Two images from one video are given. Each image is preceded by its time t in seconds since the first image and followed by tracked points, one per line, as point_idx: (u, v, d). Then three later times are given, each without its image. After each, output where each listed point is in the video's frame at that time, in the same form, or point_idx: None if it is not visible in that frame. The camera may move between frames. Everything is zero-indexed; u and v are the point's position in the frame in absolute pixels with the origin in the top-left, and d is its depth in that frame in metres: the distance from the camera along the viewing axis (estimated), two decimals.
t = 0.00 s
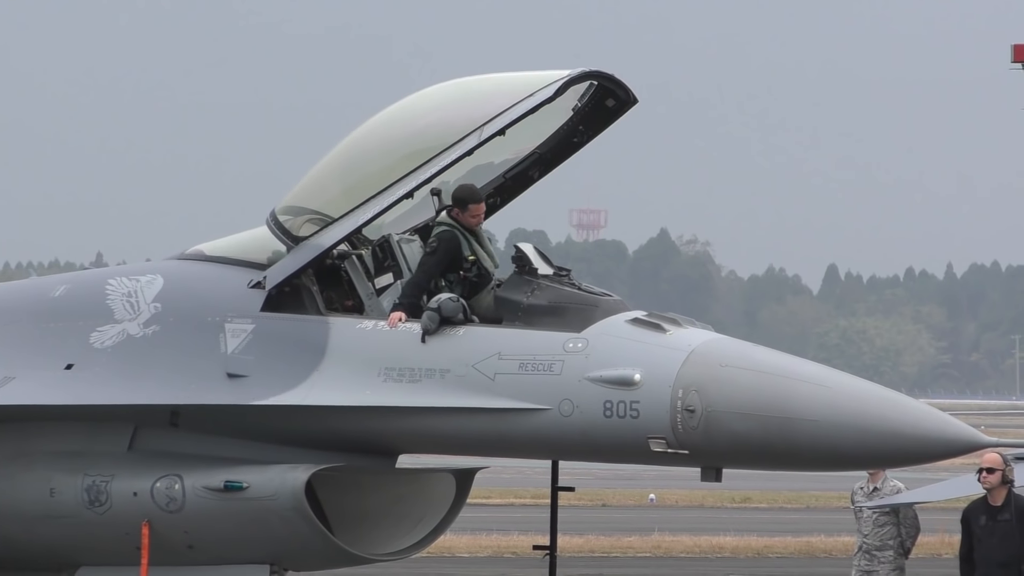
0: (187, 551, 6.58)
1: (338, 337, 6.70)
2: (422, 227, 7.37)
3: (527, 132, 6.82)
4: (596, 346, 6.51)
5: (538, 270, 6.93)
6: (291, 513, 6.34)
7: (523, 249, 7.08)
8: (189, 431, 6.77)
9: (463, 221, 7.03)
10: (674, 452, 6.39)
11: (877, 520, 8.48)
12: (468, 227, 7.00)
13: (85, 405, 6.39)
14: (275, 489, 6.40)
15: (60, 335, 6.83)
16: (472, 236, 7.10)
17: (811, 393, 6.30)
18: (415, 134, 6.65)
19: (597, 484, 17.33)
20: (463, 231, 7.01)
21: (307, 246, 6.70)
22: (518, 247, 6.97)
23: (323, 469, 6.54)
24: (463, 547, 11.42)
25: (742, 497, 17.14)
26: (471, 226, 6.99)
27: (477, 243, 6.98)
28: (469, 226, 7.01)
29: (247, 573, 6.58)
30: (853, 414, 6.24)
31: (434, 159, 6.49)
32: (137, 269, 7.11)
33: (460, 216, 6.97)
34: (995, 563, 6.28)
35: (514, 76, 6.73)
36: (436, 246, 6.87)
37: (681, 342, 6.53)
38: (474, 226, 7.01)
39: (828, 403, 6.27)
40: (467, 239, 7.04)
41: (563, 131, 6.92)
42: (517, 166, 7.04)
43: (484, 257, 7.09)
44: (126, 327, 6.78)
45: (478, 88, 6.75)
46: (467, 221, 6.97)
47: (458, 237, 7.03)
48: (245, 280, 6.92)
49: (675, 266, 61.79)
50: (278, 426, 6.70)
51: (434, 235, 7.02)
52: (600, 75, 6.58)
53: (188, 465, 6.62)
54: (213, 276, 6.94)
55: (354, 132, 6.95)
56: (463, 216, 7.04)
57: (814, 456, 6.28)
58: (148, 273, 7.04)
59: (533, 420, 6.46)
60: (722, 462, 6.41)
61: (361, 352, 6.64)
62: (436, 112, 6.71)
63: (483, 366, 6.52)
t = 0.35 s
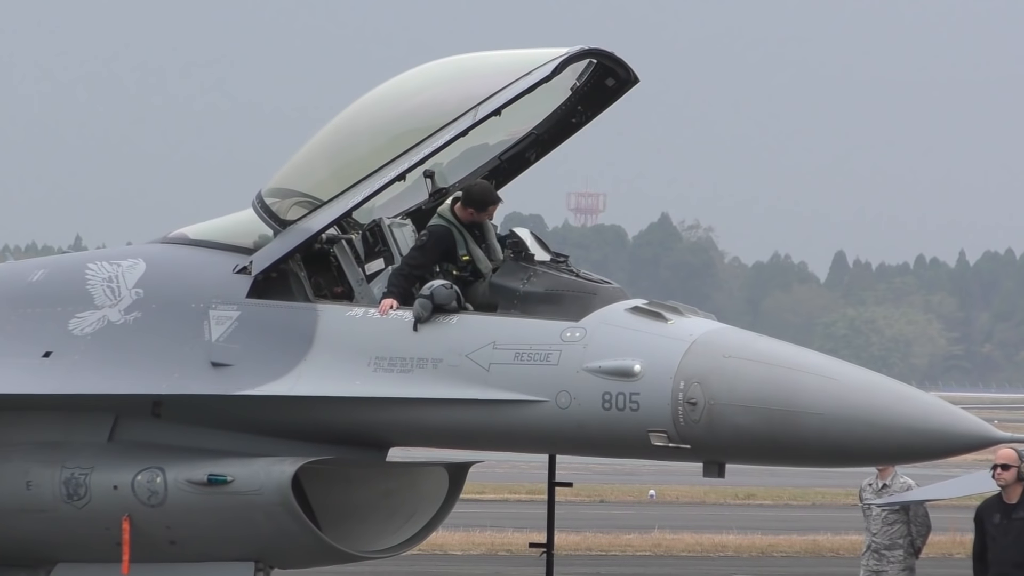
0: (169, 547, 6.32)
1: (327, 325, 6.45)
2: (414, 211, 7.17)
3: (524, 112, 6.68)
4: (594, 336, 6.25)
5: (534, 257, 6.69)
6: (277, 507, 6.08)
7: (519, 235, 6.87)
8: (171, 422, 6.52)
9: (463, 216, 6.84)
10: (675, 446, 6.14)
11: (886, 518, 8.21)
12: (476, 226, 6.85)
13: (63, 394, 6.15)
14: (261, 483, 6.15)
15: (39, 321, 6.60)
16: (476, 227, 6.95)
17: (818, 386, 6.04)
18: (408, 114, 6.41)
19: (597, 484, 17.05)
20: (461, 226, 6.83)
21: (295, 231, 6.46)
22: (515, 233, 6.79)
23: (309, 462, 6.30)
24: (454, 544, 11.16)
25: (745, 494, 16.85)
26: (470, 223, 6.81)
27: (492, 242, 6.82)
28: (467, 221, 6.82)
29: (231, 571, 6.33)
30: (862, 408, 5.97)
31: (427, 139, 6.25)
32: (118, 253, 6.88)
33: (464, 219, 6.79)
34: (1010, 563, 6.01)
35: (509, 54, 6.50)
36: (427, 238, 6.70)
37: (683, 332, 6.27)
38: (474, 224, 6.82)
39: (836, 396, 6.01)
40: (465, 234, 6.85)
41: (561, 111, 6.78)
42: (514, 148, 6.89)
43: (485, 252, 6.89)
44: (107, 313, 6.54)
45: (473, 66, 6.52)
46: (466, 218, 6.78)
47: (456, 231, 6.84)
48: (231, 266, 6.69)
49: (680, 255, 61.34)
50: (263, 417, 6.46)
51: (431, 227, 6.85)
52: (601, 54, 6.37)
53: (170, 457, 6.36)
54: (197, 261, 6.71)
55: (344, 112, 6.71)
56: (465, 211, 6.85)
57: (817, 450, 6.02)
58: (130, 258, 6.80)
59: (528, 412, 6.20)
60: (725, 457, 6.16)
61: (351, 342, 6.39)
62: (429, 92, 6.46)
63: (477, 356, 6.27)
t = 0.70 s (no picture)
0: (158, 545, 6.06)
1: (321, 315, 6.20)
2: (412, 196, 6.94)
3: (528, 93, 6.47)
4: (600, 326, 5.99)
5: (538, 244, 6.43)
6: (271, 504, 5.83)
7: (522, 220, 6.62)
8: (160, 415, 6.29)
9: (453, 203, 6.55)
10: (684, 441, 5.87)
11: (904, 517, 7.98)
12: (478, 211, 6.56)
13: (46, 385, 5.89)
14: (253, 479, 5.89)
15: (23, 310, 6.36)
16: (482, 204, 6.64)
17: (834, 378, 5.74)
18: (406, 95, 6.17)
19: (604, 480, 16.78)
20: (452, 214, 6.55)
21: (289, 216, 6.21)
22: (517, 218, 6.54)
23: (302, 458, 6.01)
24: (455, 543, 10.90)
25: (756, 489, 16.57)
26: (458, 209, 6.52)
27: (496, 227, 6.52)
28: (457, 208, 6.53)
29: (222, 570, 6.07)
30: (880, 401, 5.67)
31: (427, 121, 6.00)
32: (106, 240, 6.64)
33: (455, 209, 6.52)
34: None
35: (512, 33, 6.25)
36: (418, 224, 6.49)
37: (693, 322, 6.00)
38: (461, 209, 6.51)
39: (852, 388, 5.71)
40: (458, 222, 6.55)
41: (567, 92, 6.58)
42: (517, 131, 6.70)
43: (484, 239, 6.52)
44: (93, 302, 6.30)
45: (474, 44, 6.28)
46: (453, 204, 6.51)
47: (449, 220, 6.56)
48: (222, 253, 6.44)
49: (694, 240, 60.04)
50: (255, 410, 6.20)
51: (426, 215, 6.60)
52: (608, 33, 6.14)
53: (159, 452, 6.11)
54: (188, 248, 6.46)
55: (339, 93, 6.46)
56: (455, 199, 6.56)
57: (832, 446, 5.73)
58: (117, 245, 6.56)
59: (532, 405, 5.95)
60: (736, 452, 5.89)
61: (347, 332, 6.14)
62: (429, 72, 6.21)
63: (478, 347, 6.01)
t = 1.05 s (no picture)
0: (152, 569, 5.78)
1: (323, 329, 5.95)
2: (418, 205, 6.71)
3: (539, 97, 6.24)
4: (615, 340, 5.74)
5: (549, 255, 6.19)
6: (271, 527, 5.56)
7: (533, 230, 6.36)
8: (155, 433, 6.02)
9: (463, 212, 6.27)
10: (702, 462, 5.59)
11: (930, 540, 7.82)
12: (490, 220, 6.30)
13: (35, 402, 5.65)
14: (252, 500, 5.63)
15: (14, 324, 6.13)
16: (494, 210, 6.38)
17: (858, 395, 5.46)
18: (413, 99, 5.92)
19: (616, 504, 16.48)
20: (463, 223, 6.29)
21: (290, 226, 5.97)
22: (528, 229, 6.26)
23: (303, 478, 5.75)
24: (463, 566, 10.65)
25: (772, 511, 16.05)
26: (470, 220, 6.26)
27: (509, 235, 6.26)
28: (468, 218, 6.26)
29: None
30: (906, 419, 5.38)
31: (434, 127, 5.75)
32: (100, 251, 6.41)
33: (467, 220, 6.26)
34: None
35: (522, 35, 6.01)
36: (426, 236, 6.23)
37: (712, 337, 5.73)
38: (472, 219, 6.24)
39: (877, 405, 5.42)
40: (468, 232, 6.29)
41: (579, 96, 6.35)
42: (527, 137, 6.48)
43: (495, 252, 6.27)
44: (85, 315, 6.06)
45: (483, 46, 6.04)
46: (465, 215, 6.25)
47: (459, 228, 6.31)
48: (220, 264, 6.19)
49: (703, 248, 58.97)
50: (254, 429, 5.95)
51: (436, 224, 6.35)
52: (624, 35, 5.91)
53: (154, 472, 5.87)
54: (184, 259, 6.22)
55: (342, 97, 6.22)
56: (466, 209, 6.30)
57: (857, 466, 5.44)
58: (111, 255, 6.32)
59: (543, 423, 5.69)
60: (756, 472, 5.61)
61: (351, 347, 5.89)
62: (436, 75, 5.97)
63: (487, 363, 5.76)
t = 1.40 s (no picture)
0: None
1: (309, 344, 5.70)
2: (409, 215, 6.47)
3: (535, 103, 6.00)
4: (613, 358, 5.48)
5: (544, 268, 5.94)
6: (253, 552, 5.30)
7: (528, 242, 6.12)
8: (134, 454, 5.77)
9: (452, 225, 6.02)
10: (704, 484, 5.31)
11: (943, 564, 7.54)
12: (479, 233, 6.05)
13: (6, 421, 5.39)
14: (233, 523, 5.37)
15: None
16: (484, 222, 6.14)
17: (867, 413, 5.17)
18: (403, 105, 5.68)
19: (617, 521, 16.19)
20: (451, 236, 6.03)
21: (275, 237, 5.72)
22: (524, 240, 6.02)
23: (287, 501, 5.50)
24: None
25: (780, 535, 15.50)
26: (459, 233, 6.00)
27: (498, 249, 6.03)
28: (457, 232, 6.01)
29: None
30: (919, 439, 5.09)
31: (425, 134, 5.50)
32: (75, 263, 6.16)
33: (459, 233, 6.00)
34: None
35: (518, 38, 5.76)
36: (417, 247, 5.98)
37: (713, 354, 5.46)
38: (462, 233, 5.99)
39: (887, 424, 5.13)
40: (456, 245, 6.02)
41: (577, 102, 6.12)
42: (523, 144, 6.24)
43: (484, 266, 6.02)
44: (59, 330, 5.82)
45: (477, 50, 5.79)
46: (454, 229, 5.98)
47: (448, 241, 6.03)
48: (202, 277, 5.95)
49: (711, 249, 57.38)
50: (236, 450, 5.70)
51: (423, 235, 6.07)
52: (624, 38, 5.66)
53: (131, 495, 5.62)
54: (164, 272, 5.98)
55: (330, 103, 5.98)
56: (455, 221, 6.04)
57: (866, 488, 5.14)
58: (87, 268, 6.08)
59: (539, 444, 5.43)
60: (762, 495, 5.32)
61: (338, 363, 5.64)
62: (427, 80, 5.72)
63: (480, 381, 5.51)
